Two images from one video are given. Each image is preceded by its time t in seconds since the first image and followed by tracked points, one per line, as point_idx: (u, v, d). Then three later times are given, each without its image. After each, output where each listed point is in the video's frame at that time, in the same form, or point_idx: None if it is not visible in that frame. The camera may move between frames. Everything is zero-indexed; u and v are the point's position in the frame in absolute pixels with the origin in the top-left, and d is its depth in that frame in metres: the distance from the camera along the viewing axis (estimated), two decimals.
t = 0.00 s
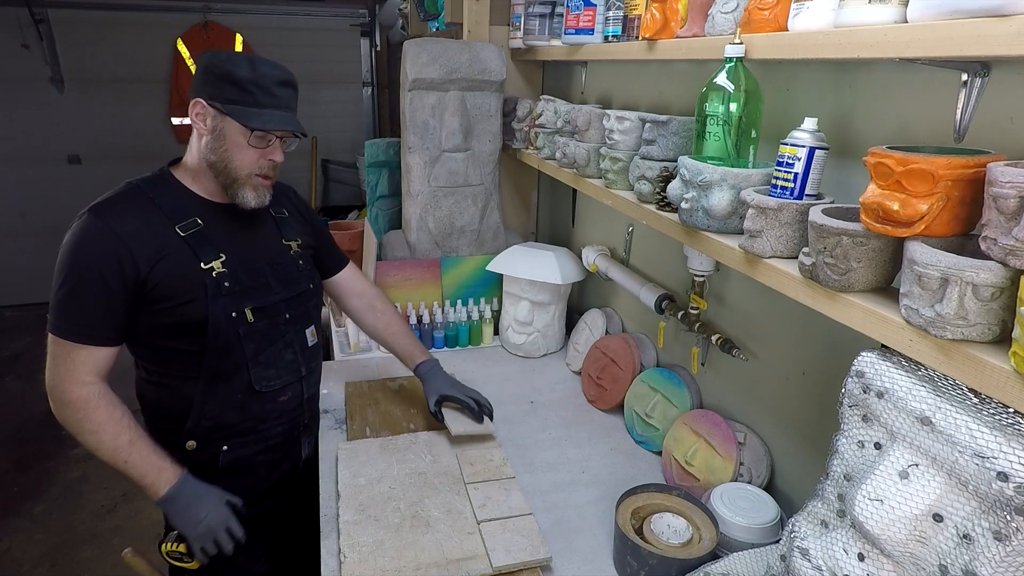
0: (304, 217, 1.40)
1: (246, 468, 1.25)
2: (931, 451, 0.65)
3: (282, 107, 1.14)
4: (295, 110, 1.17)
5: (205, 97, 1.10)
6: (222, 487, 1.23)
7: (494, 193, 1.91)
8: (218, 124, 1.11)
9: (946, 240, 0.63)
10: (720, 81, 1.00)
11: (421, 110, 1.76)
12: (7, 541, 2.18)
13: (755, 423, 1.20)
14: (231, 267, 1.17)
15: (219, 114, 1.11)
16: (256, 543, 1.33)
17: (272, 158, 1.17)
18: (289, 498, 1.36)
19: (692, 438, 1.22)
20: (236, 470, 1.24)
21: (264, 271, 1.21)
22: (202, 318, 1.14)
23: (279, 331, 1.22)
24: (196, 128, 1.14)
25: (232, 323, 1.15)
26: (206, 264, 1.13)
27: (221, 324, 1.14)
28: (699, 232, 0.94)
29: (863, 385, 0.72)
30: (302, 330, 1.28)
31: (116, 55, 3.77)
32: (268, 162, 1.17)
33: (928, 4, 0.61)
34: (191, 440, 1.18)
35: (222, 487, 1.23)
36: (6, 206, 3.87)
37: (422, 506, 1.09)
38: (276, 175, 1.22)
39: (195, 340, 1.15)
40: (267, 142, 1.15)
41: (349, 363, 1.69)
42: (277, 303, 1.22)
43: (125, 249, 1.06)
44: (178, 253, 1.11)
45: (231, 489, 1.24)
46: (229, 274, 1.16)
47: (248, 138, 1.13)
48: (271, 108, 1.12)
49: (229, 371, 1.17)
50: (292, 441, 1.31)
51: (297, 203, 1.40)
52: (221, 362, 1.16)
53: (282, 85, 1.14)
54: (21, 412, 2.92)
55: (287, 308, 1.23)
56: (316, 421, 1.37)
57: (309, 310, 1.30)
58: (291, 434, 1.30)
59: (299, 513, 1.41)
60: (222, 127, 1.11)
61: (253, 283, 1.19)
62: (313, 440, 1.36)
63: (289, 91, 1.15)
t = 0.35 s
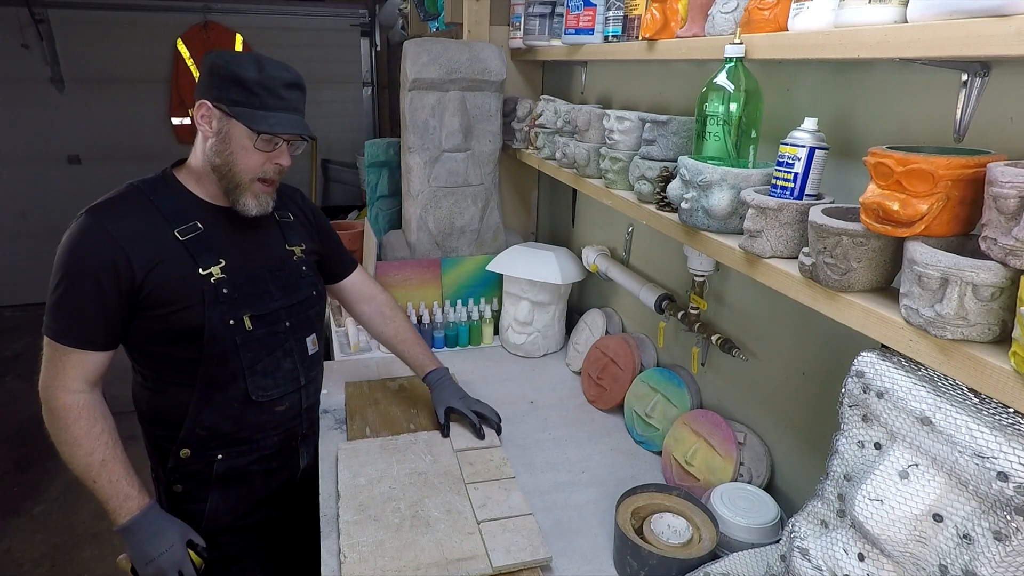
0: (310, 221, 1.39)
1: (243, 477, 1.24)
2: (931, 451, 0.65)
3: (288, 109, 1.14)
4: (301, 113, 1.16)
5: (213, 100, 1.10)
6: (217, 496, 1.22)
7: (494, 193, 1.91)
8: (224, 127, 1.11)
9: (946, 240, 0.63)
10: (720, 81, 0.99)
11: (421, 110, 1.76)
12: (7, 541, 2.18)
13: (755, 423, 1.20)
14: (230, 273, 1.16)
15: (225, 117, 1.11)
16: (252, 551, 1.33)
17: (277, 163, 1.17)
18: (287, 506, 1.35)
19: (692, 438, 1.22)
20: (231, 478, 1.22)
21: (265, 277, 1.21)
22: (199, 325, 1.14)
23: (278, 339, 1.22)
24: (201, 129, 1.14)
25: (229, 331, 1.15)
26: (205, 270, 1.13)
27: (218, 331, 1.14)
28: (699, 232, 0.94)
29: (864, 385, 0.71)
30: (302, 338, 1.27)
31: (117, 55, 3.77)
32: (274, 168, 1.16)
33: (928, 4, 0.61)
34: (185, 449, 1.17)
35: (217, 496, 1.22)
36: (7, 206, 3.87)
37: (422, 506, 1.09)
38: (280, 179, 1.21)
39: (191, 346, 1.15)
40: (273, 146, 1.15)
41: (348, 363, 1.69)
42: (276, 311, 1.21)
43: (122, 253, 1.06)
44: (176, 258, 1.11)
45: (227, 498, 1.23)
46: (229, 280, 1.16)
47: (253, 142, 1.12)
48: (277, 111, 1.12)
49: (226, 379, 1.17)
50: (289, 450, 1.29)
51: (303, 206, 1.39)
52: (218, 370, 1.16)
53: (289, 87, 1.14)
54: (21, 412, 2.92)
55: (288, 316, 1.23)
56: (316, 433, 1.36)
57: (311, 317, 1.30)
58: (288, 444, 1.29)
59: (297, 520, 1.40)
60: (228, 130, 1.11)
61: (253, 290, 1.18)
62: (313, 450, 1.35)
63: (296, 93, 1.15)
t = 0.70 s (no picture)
0: (309, 221, 1.39)
1: (244, 481, 1.25)
2: (931, 451, 0.65)
3: (283, 103, 1.13)
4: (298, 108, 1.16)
5: (207, 96, 1.10)
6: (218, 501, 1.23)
7: (494, 193, 1.91)
8: (219, 123, 1.11)
9: (946, 240, 0.63)
10: (720, 81, 1.00)
11: (421, 110, 1.76)
12: (7, 541, 2.18)
13: (755, 423, 1.20)
14: (231, 275, 1.16)
15: (220, 113, 1.11)
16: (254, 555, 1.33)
17: (273, 158, 1.17)
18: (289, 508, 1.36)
19: (692, 437, 1.22)
20: (232, 483, 1.23)
21: (266, 279, 1.21)
22: (199, 328, 1.14)
23: (279, 341, 1.22)
24: (198, 129, 1.15)
25: (230, 334, 1.15)
26: (206, 271, 1.13)
27: (218, 333, 1.14)
28: (699, 232, 0.94)
29: (863, 385, 0.71)
30: (303, 340, 1.27)
31: (117, 55, 3.77)
32: (271, 162, 1.16)
33: (928, 4, 0.61)
34: (186, 453, 1.17)
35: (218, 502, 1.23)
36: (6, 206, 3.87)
37: (422, 506, 1.09)
38: (278, 176, 1.21)
39: (192, 349, 1.15)
40: (269, 140, 1.15)
41: (348, 363, 1.69)
42: (278, 313, 1.21)
43: (119, 256, 1.05)
44: (176, 260, 1.11)
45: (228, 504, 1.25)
46: (229, 282, 1.15)
47: (249, 137, 1.12)
48: (272, 105, 1.12)
49: (227, 383, 1.17)
50: (290, 453, 1.30)
51: (302, 206, 1.39)
52: (219, 373, 1.15)
53: (283, 81, 1.13)
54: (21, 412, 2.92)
55: (289, 318, 1.23)
56: (316, 435, 1.36)
57: (311, 319, 1.30)
58: (289, 447, 1.29)
59: (299, 521, 1.41)
60: (224, 126, 1.11)
61: (253, 292, 1.18)
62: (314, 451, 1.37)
63: (291, 86, 1.15)
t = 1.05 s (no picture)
0: (308, 219, 1.39)
1: (234, 476, 1.23)
2: (931, 451, 0.65)
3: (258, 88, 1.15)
4: (264, 93, 1.17)
5: (172, 87, 1.12)
6: (208, 496, 1.22)
7: (494, 193, 1.91)
8: (185, 114, 1.13)
9: (946, 240, 0.63)
10: (720, 81, 0.99)
11: (421, 110, 1.76)
12: (6, 541, 2.18)
13: (755, 423, 1.20)
14: (220, 269, 1.17)
15: (182, 102, 1.12)
16: (245, 551, 1.32)
17: (240, 143, 1.16)
18: (282, 505, 1.34)
19: (692, 437, 1.22)
20: (223, 477, 1.22)
21: (257, 274, 1.21)
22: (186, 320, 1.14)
23: (268, 336, 1.22)
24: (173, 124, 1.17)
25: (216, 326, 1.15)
26: (194, 265, 1.14)
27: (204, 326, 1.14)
28: (699, 232, 0.94)
29: (863, 385, 0.71)
30: (294, 336, 1.27)
31: (117, 55, 3.77)
32: (237, 147, 1.15)
33: (928, 4, 0.61)
34: (177, 446, 1.17)
35: (207, 497, 1.22)
36: (6, 206, 3.87)
37: (422, 506, 1.09)
38: (252, 164, 1.20)
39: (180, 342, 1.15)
40: (232, 124, 1.15)
41: (348, 363, 1.69)
42: (269, 308, 1.22)
43: (109, 246, 1.07)
44: (164, 253, 1.12)
45: (217, 499, 1.23)
46: (218, 276, 1.16)
47: (210, 122, 1.13)
48: (225, 86, 1.11)
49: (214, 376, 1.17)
50: (282, 449, 1.29)
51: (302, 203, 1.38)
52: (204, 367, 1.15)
53: (237, 61, 1.12)
54: (21, 412, 2.92)
55: (279, 313, 1.23)
56: (311, 431, 1.35)
57: (304, 315, 1.29)
58: (280, 443, 1.28)
59: (293, 519, 1.39)
60: (188, 116, 1.12)
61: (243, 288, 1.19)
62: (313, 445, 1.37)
63: (247, 65, 1.13)
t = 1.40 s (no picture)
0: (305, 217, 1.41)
1: (235, 462, 1.24)
2: (930, 451, 0.65)
3: (261, 86, 1.16)
4: (274, 93, 1.18)
5: (187, 88, 1.14)
6: (208, 480, 1.22)
7: (494, 193, 1.91)
8: (201, 115, 1.15)
9: (946, 240, 0.63)
10: (720, 81, 1.00)
11: (421, 110, 1.76)
12: (6, 541, 2.18)
13: (755, 423, 1.20)
14: (225, 263, 1.17)
15: (200, 105, 1.14)
16: (244, 538, 1.31)
17: (256, 146, 1.18)
18: (281, 494, 1.35)
19: (692, 438, 1.22)
20: (224, 462, 1.22)
21: (260, 268, 1.21)
22: (191, 312, 1.14)
23: (270, 329, 1.22)
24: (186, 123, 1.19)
25: (221, 318, 1.15)
26: (201, 258, 1.14)
27: (209, 319, 1.14)
28: (699, 232, 0.94)
29: (864, 385, 0.71)
30: (294, 329, 1.27)
31: (117, 55, 3.77)
32: (253, 150, 1.18)
33: (928, 4, 0.61)
34: (180, 432, 1.18)
35: (209, 480, 1.22)
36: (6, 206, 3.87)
37: (422, 506, 1.09)
38: (265, 166, 1.23)
39: (185, 334, 1.15)
40: (249, 129, 1.17)
41: (348, 363, 1.69)
42: (270, 301, 1.22)
43: (117, 241, 1.08)
44: (171, 248, 1.13)
45: (218, 483, 1.23)
46: (223, 269, 1.16)
47: (229, 125, 1.15)
48: (246, 92, 1.14)
49: (217, 365, 1.17)
50: (281, 437, 1.29)
51: (298, 199, 1.41)
52: (209, 356, 1.16)
53: (257, 69, 1.16)
54: (21, 413, 2.92)
55: (281, 307, 1.23)
56: (309, 420, 1.36)
57: (304, 309, 1.30)
58: (279, 430, 1.29)
59: (291, 511, 1.39)
60: (205, 118, 1.14)
61: (247, 281, 1.19)
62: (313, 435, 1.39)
63: (265, 73, 1.17)
